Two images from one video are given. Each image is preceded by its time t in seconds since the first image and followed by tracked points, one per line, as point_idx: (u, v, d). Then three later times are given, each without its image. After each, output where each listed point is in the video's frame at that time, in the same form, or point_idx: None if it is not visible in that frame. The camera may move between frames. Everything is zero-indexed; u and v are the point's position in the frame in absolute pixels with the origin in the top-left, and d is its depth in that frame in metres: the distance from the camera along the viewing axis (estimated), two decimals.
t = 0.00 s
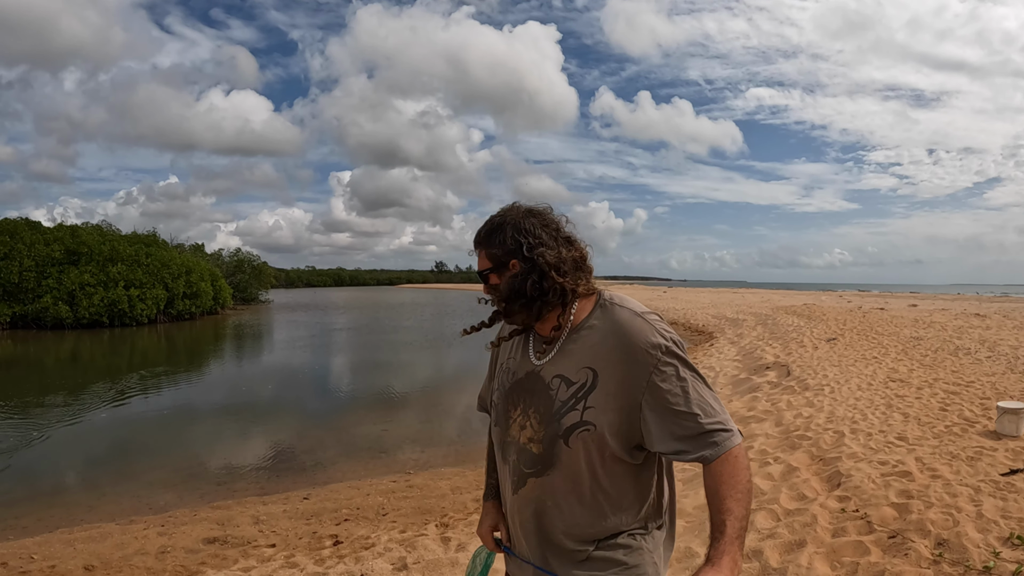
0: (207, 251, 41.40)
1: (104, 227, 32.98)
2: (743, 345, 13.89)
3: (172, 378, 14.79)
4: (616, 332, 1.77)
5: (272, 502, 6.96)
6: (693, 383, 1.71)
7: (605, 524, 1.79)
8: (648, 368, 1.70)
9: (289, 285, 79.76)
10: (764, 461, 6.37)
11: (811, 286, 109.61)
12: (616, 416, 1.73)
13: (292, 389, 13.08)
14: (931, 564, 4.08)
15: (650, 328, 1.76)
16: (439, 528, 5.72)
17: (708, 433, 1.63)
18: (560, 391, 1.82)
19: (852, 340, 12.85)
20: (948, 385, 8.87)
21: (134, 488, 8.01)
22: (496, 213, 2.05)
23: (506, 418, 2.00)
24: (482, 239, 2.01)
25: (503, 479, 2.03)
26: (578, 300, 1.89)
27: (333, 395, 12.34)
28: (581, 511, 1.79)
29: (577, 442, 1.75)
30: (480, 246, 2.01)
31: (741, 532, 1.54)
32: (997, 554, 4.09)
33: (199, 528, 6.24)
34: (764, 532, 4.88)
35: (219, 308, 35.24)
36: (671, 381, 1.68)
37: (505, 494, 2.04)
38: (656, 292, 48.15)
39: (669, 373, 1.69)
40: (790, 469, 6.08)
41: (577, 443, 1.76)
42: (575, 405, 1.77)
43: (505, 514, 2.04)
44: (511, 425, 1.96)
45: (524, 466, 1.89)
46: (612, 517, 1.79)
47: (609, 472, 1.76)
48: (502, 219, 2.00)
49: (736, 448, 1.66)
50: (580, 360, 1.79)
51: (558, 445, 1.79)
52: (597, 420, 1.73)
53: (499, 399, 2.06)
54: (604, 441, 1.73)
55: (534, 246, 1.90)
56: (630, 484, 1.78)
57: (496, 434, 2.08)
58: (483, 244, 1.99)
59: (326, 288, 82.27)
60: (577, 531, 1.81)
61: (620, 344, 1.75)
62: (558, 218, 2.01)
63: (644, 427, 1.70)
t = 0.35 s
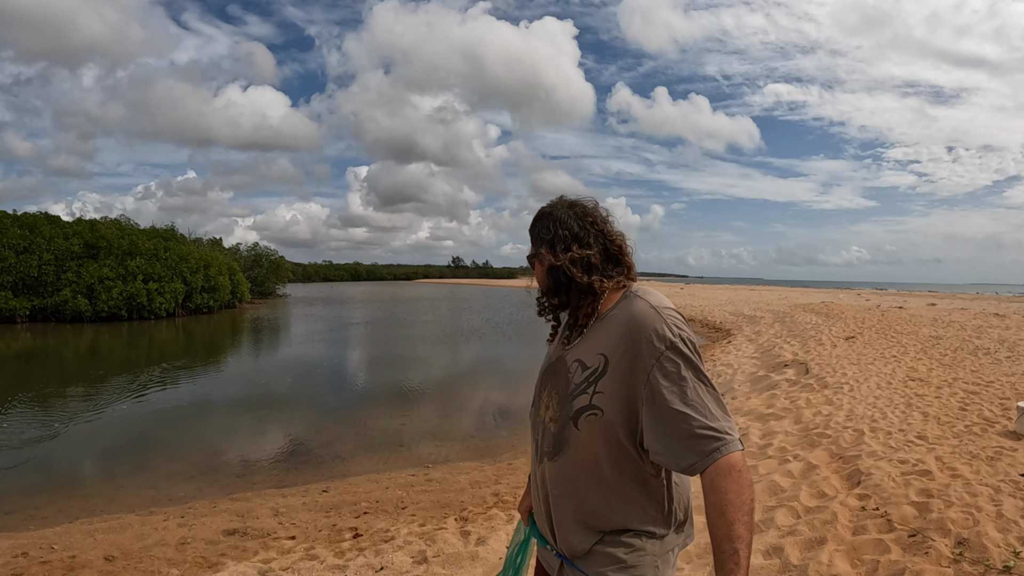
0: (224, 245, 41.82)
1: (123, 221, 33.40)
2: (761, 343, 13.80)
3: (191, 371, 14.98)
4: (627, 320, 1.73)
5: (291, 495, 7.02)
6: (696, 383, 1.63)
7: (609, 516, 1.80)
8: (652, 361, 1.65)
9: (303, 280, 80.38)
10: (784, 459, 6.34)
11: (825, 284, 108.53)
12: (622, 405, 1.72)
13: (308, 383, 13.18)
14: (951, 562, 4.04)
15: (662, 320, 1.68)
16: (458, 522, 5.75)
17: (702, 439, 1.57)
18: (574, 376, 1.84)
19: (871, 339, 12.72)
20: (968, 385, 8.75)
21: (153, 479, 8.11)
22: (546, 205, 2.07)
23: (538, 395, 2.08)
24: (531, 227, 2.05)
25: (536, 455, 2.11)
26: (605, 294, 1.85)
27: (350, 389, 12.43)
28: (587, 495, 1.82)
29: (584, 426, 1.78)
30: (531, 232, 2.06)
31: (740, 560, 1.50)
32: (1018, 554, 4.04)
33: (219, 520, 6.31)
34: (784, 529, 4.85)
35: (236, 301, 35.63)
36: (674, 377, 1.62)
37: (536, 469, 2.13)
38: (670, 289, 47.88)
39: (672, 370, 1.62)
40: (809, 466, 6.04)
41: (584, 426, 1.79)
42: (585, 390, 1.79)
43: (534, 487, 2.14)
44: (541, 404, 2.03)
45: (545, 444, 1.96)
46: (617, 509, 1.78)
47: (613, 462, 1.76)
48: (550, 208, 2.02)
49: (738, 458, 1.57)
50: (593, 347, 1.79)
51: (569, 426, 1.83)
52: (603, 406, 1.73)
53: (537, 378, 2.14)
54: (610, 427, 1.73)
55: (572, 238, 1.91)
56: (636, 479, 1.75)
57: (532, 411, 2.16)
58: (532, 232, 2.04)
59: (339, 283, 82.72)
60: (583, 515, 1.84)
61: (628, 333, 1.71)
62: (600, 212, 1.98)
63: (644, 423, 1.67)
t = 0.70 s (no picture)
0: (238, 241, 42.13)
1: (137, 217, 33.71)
2: (774, 341, 13.74)
3: (204, 366, 15.12)
4: (629, 318, 1.72)
5: (305, 489, 7.09)
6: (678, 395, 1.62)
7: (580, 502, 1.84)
8: (644, 362, 1.65)
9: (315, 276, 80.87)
10: (796, 458, 6.33)
11: (836, 283, 107.70)
12: (615, 400, 1.73)
13: (320, 377, 13.28)
14: (960, 563, 4.02)
15: (661, 325, 1.66)
16: (471, 517, 5.78)
17: (666, 448, 1.62)
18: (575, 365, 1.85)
19: (884, 338, 12.64)
20: (981, 386, 8.68)
21: (167, 473, 8.21)
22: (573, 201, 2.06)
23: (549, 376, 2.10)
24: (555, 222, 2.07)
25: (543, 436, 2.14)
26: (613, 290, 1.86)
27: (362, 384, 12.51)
28: (572, 480, 1.86)
29: (578, 414, 1.80)
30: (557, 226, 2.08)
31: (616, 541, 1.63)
32: None
33: (233, 514, 6.37)
34: (795, 528, 4.85)
35: (250, 297, 35.92)
36: (660, 386, 1.63)
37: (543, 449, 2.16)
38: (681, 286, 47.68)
39: (659, 377, 1.62)
40: (821, 466, 6.03)
41: (577, 415, 1.80)
42: (583, 379, 1.80)
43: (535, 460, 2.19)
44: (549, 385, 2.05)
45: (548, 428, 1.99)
46: (598, 502, 1.80)
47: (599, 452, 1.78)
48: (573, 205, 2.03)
49: (684, 478, 1.62)
50: (596, 340, 1.79)
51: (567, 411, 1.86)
52: (596, 398, 1.75)
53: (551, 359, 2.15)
54: (599, 419, 1.75)
55: (588, 233, 1.91)
56: (618, 476, 1.75)
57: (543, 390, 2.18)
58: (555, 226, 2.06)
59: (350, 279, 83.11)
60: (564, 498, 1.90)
61: (627, 332, 1.70)
62: (621, 208, 1.96)
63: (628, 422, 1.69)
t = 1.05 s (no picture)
0: (247, 238, 42.31)
1: (147, 213, 33.91)
2: (782, 340, 13.69)
3: (213, 361, 15.21)
4: (661, 320, 1.76)
5: (313, 485, 7.13)
6: (709, 393, 1.67)
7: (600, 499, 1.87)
8: (680, 362, 1.69)
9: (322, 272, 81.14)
10: (804, 457, 6.32)
11: (844, 283, 107.11)
12: (649, 400, 1.75)
13: (328, 373, 13.35)
14: (967, 564, 4.00)
15: (695, 326, 1.71)
16: (480, 514, 5.81)
17: (682, 447, 1.66)
18: (602, 367, 1.84)
19: (893, 338, 12.58)
20: (990, 386, 8.63)
21: (175, 467, 8.28)
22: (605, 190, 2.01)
23: (561, 382, 2.07)
24: (591, 207, 1.97)
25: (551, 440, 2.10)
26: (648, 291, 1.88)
27: (370, 380, 12.57)
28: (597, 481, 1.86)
29: (611, 416, 1.78)
30: (576, 221, 2.03)
31: (595, 517, 1.72)
32: None
33: (242, 508, 6.42)
34: (803, 527, 4.84)
35: (258, 293, 36.11)
36: (691, 384, 1.67)
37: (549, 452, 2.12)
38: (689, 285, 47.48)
39: (695, 374, 1.67)
40: (829, 465, 6.01)
41: (611, 417, 1.79)
42: (615, 380, 1.79)
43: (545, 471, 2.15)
44: (563, 392, 2.01)
45: (567, 432, 1.95)
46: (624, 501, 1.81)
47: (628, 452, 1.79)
48: (599, 197, 1.99)
49: (687, 476, 1.66)
50: (628, 341, 1.80)
51: (595, 414, 1.83)
52: (632, 399, 1.75)
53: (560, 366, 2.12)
54: (633, 418, 1.76)
55: (641, 229, 1.92)
56: (639, 472, 1.78)
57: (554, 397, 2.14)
58: (578, 221, 2.00)
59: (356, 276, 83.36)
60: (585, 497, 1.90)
61: (661, 334, 1.74)
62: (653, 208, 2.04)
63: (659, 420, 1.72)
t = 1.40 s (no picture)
0: (249, 236, 42.34)
1: (150, 211, 33.97)
2: (784, 340, 13.67)
3: (215, 359, 15.24)
4: (681, 314, 1.91)
5: (315, 483, 7.14)
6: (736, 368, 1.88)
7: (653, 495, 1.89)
8: (708, 347, 1.86)
9: (324, 271, 81.12)
10: (806, 456, 6.32)
11: (846, 282, 106.81)
12: (687, 385, 1.86)
13: (330, 372, 13.38)
14: (969, 564, 4.00)
15: (713, 313, 1.92)
16: (481, 512, 5.82)
17: (734, 416, 1.83)
18: (634, 363, 1.88)
19: (896, 338, 12.56)
20: (992, 386, 8.61)
21: (176, 465, 8.30)
22: (641, 192, 2.06)
23: (565, 395, 2.00)
24: (649, 209, 2.01)
25: (565, 457, 1.99)
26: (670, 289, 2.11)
27: (371, 378, 12.58)
28: (645, 478, 1.88)
29: (654, 409, 1.83)
30: (632, 221, 1.98)
31: (685, 506, 1.78)
32: None
33: (244, 506, 6.43)
34: (804, 526, 4.84)
35: (260, 291, 36.15)
36: (723, 362, 1.86)
37: (563, 470, 2.01)
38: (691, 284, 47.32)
39: (725, 352, 1.87)
40: (831, 465, 6.01)
41: (653, 411, 1.83)
42: (651, 374, 1.86)
43: (555, 492, 2.04)
44: (577, 401, 1.96)
45: (599, 439, 1.90)
46: (670, 486, 1.89)
47: (670, 441, 1.88)
48: (641, 199, 2.04)
49: (740, 443, 1.83)
50: (655, 335, 1.90)
51: (633, 412, 1.85)
52: (673, 388, 1.83)
53: (556, 380, 2.04)
54: (677, 406, 1.84)
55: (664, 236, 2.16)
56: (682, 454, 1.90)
57: (553, 413, 2.05)
58: (641, 222, 1.98)
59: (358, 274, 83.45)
60: (638, 499, 1.88)
61: (684, 326, 1.90)
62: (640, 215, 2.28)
63: (704, 398, 1.86)
